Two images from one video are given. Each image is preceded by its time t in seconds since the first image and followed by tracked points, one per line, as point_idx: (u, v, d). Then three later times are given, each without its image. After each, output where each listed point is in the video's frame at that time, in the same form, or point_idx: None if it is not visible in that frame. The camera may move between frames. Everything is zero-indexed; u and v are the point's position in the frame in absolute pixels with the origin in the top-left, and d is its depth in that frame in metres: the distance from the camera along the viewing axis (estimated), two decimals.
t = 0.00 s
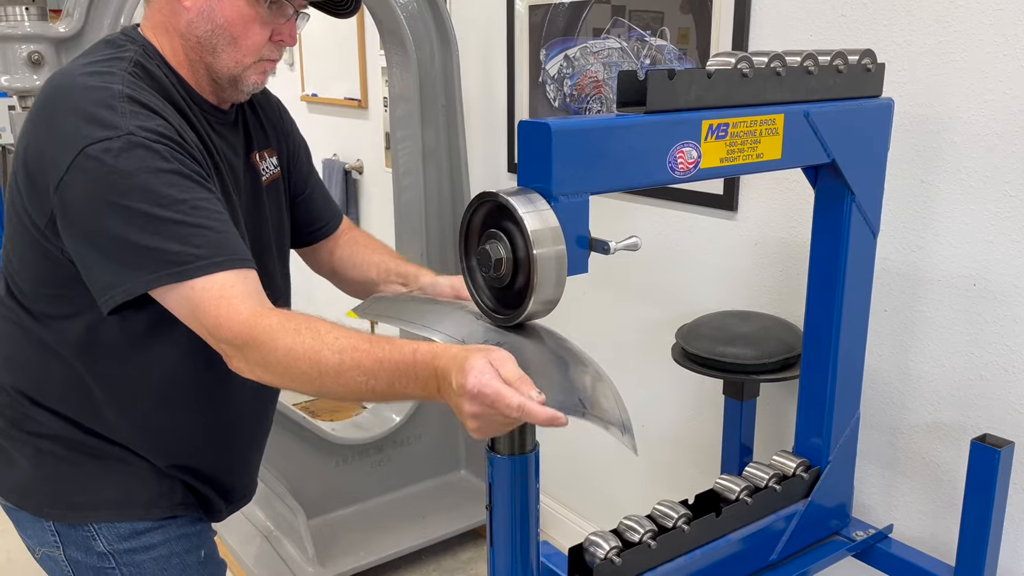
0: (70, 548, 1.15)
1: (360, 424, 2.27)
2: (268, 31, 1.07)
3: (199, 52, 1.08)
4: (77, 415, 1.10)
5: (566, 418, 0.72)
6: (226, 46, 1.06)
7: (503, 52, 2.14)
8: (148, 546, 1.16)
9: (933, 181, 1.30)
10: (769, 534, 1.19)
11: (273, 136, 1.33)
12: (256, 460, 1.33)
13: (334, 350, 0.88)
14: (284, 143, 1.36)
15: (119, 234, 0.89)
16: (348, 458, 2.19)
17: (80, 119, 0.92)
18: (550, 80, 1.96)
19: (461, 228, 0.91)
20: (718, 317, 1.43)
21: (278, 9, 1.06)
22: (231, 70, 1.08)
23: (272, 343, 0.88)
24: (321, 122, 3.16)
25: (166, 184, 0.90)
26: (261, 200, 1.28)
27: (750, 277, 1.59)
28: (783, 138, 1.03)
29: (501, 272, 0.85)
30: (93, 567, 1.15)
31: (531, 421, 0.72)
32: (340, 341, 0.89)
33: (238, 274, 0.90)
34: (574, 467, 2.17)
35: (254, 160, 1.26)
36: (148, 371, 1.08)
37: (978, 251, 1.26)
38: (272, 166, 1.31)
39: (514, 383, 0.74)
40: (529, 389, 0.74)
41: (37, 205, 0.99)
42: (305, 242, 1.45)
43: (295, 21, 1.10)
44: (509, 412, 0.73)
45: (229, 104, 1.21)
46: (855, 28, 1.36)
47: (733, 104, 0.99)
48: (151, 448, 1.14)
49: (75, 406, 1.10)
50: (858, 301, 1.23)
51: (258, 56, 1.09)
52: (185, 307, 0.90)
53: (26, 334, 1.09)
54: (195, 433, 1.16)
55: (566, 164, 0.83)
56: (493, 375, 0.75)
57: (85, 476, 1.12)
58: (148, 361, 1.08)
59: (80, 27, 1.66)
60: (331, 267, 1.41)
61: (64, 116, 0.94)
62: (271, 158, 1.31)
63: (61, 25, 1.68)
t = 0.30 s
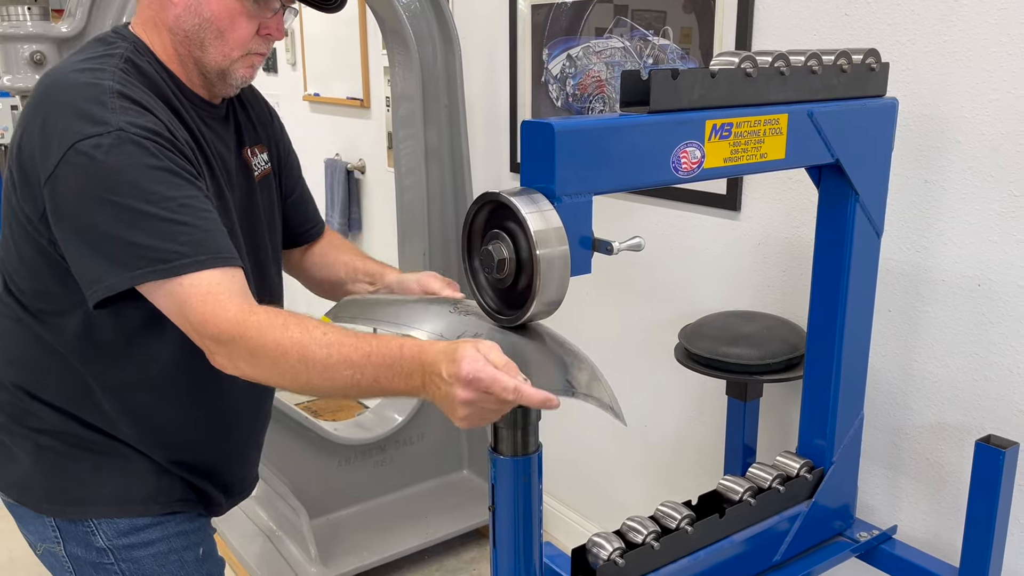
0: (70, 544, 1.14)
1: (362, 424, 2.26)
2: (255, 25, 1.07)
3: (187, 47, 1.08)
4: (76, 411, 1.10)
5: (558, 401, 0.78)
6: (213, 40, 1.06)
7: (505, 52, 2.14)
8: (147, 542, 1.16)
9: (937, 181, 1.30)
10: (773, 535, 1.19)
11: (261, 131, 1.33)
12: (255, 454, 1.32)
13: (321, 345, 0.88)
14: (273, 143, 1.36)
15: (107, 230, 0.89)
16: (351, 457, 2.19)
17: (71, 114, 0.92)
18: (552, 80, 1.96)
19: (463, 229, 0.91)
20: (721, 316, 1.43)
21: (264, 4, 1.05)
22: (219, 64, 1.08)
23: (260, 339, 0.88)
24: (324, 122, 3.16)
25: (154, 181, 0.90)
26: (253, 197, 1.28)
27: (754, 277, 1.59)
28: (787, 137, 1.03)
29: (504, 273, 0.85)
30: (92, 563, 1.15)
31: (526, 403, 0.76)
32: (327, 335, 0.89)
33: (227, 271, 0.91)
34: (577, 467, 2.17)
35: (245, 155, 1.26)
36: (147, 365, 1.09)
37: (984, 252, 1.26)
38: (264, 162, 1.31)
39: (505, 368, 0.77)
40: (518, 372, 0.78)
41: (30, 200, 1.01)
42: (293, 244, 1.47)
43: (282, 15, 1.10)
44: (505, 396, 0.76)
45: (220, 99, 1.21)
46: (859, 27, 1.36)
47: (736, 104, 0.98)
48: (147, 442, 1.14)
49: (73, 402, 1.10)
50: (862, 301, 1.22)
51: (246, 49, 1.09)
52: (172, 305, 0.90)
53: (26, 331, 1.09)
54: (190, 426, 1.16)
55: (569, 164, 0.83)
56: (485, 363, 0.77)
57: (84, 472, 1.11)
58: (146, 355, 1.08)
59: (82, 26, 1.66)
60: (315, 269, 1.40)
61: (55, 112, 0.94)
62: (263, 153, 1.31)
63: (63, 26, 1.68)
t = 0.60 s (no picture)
0: (70, 543, 1.14)
1: (363, 424, 2.26)
2: (246, 24, 1.07)
3: (179, 45, 1.08)
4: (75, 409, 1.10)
5: (542, 375, 0.78)
6: (205, 39, 1.06)
7: (506, 52, 2.13)
8: (145, 541, 1.16)
9: (939, 182, 1.29)
10: (775, 536, 1.19)
11: (250, 132, 1.33)
12: (251, 449, 1.32)
13: (308, 346, 0.90)
14: (258, 142, 1.36)
15: (101, 233, 0.89)
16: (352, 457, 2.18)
17: (66, 116, 0.92)
18: (553, 80, 1.96)
19: (466, 228, 0.91)
20: (723, 316, 1.43)
21: (255, 3, 1.06)
22: (210, 62, 1.08)
23: (250, 344, 0.89)
24: (325, 121, 3.16)
25: (149, 186, 0.90)
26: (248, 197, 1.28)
27: (756, 277, 1.58)
28: (789, 138, 1.02)
29: (505, 274, 0.85)
30: (91, 562, 1.15)
31: (514, 382, 0.76)
32: (314, 336, 0.90)
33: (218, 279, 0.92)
34: (579, 468, 2.16)
35: (238, 154, 1.27)
36: (145, 365, 1.09)
37: (987, 252, 1.25)
38: (254, 161, 1.31)
39: (489, 354, 0.78)
40: (503, 356, 0.79)
41: (23, 201, 1.00)
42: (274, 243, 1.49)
43: (273, 14, 1.10)
44: (494, 378, 0.76)
45: (212, 97, 1.21)
46: (861, 26, 1.35)
47: (739, 104, 0.98)
48: (145, 440, 1.13)
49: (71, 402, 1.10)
50: (864, 302, 1.22)
51: (237, 48, 1.09)
52: (164, 311, 0.91)
53: (24, 332, 1.09)
54: (187, 423, 1.16)
55: (571, 165, 0.82)
56: (469, 351, 0.78)
57: (82, 471, 1.11)
58: (144, 354, 1.08)
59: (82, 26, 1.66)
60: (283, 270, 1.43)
61: (51, 114, 0.93)
62: (253, 153, 1.31)
63: (64, 26, 1.67)
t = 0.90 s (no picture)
0: (59, 544, 1.13)
1: (362, 424, 2.26)
2: (231, 24, 1.07)
3: (165, 46, 1.08)
4: (62, 409, 1.10)
5: (529, 357, 0.81)
6: (191, 39, 1.06)
7: (504, 51, 2.13)
8: (134, 540, 1.16)
9: (938, 181, 1.29)
10: (774, 535, 1.18)
11: (234, 132, 1.32)
12: (237, 447, 1.32)
13: (292, 346, 0.92)
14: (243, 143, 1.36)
15: (87, 233, 0.89)
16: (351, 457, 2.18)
17: (56, 116, 0.92)
18: (552, 79, 1.96)
19: (464, 226, 0.91)
20: (722, 316, 1.42)
21: (241, 3, 1.06)
22: (196, 62, 1.08)
23: (235, 345, 0.91)
24: (323, 121, 3.15)
25: (138, 188, 0.90)
26: (234, 197, 1.29)
27: (755, 277, 1.58)
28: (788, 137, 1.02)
29: (504, 274, 0.85)
30: (80, 562, 1.14)
31: (502, 364, 0.80)
32: (297, 337, 0.93)
33: (205, 282, 0.93)
34: (578, 467, 2.16)
35: (224, 154, 1.27)
36: (135, 363, 1.09)
37: (987, 251, 1.25)
38: (239, 161, 1.31)
39: (474, 343, 0.82)
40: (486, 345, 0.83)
41: (12, 201, 0.99)
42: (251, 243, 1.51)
43: (258, 14, 1.10)
44: (482, 364, 0.80)
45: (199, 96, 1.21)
46: (859, 26, 1.35)
47: (737, 103, 0.98)
48: (133, 439, 1.13)
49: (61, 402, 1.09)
50: (863, 301, 1.22)
51: (223, 48, 1.09)
52: (149, 314, 0.91)
53: (14, 332, 1.08)
54: (176, 420, 1.16)
55: (569, 163, 0.82)
56: (455, 342, 0.82)
57: (71, 471, 1.11)
58: (134, 353, 1.08)
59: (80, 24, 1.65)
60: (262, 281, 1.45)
61: (41, 112, 0.93)
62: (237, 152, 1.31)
63: (61, 25, 1.66)
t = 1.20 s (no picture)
0: (44, 546, 1.13)
1: (359, 424, 2.25)
2: (228, 33, 1.08)
3: (160, 51, 1.07)
4: (46, 411, 1.09)
5: (511, 348, 0.82)
6: (187, 46, 1.06)
7: (501, 50, 2.13)
8: (119, 541, 1.16)
9: (933, 179, 1.30)
10: (770, 534, 1.19)
11: (221, 136, 1.32)
12: (221, 441, 1.32)
13: (276, 349, 0.93)
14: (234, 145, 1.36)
15: (81, 236, 0.88)
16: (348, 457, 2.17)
17: (55, 117, 0.92)
18: (548, 79, 1.96)
19: (461, 226, 0.91)
20: (717, 315, 1.42)
21: (237, 12, 1.07)
22: (191, 69, 1.08)
23: (220, 350, 0.91)
24: (319, 121, 3.15)
25: (133, 193, 0.90)
26: (225, 199, 1.29)
27: (751, 276, 1.58)
28: (783, 136, 1.02)
29: (500, 273, 0.84)
30: (65, 563, 1.14)
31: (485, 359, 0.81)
32: (281, 339, 0.94)
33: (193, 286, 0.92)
34: (575, 466, 2.16)
35: (214, 157, 1.27)
36: (121, 364, 1.09)
37: (982, 249, 1.25)
38: (227, 165, 1.32)
39: (456, 340, 0.84)
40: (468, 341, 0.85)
41: (7, 200, 0.98)
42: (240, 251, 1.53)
43: (253, 24, 1.12)
44: (466, 360, 0.82)
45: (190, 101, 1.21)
46: (855, 25, 1.35)
47: (733, 102, 0.98)
48: (119, 440, 1.13)
49: (45, 404, 1.09)
50: (858, 300, 1.22)
51: (218, 56, 1.10)
52: (136, 320, 0.92)
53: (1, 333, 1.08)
54: (162, 420, 1.16)
55: (565, 163, 0.82)
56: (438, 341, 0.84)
57: (58, 473, 1.11)
58: (121, 353, 1.08)
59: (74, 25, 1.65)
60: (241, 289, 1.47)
61: (40, 111, 0.93)
62: (224, 156, 1.32)
63: (57, 26, 1.66)
